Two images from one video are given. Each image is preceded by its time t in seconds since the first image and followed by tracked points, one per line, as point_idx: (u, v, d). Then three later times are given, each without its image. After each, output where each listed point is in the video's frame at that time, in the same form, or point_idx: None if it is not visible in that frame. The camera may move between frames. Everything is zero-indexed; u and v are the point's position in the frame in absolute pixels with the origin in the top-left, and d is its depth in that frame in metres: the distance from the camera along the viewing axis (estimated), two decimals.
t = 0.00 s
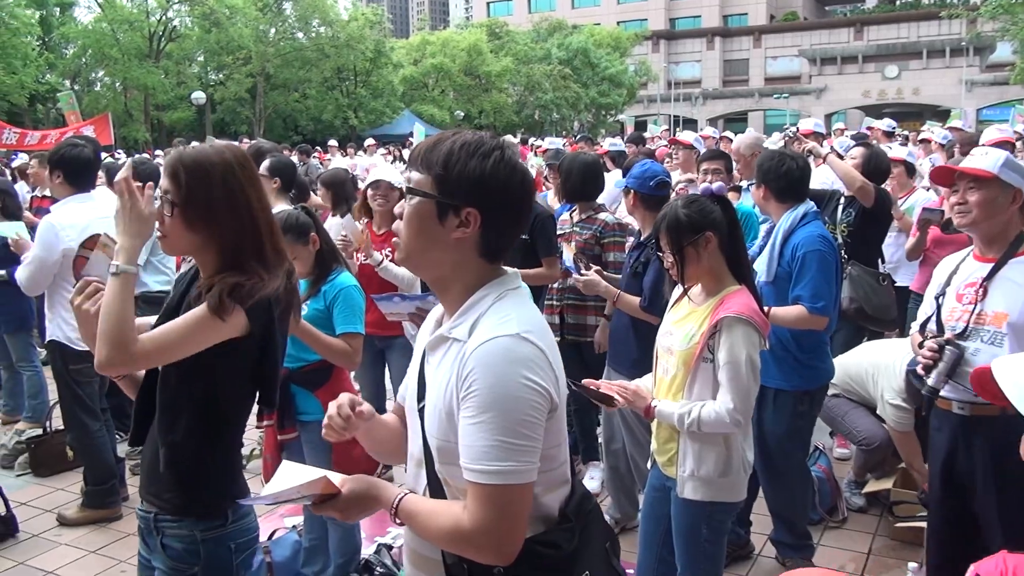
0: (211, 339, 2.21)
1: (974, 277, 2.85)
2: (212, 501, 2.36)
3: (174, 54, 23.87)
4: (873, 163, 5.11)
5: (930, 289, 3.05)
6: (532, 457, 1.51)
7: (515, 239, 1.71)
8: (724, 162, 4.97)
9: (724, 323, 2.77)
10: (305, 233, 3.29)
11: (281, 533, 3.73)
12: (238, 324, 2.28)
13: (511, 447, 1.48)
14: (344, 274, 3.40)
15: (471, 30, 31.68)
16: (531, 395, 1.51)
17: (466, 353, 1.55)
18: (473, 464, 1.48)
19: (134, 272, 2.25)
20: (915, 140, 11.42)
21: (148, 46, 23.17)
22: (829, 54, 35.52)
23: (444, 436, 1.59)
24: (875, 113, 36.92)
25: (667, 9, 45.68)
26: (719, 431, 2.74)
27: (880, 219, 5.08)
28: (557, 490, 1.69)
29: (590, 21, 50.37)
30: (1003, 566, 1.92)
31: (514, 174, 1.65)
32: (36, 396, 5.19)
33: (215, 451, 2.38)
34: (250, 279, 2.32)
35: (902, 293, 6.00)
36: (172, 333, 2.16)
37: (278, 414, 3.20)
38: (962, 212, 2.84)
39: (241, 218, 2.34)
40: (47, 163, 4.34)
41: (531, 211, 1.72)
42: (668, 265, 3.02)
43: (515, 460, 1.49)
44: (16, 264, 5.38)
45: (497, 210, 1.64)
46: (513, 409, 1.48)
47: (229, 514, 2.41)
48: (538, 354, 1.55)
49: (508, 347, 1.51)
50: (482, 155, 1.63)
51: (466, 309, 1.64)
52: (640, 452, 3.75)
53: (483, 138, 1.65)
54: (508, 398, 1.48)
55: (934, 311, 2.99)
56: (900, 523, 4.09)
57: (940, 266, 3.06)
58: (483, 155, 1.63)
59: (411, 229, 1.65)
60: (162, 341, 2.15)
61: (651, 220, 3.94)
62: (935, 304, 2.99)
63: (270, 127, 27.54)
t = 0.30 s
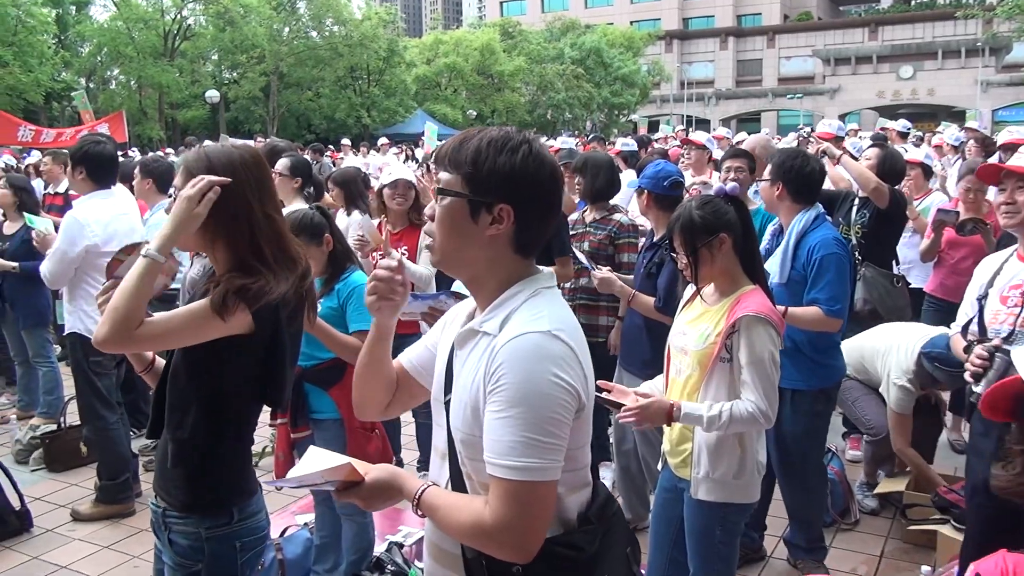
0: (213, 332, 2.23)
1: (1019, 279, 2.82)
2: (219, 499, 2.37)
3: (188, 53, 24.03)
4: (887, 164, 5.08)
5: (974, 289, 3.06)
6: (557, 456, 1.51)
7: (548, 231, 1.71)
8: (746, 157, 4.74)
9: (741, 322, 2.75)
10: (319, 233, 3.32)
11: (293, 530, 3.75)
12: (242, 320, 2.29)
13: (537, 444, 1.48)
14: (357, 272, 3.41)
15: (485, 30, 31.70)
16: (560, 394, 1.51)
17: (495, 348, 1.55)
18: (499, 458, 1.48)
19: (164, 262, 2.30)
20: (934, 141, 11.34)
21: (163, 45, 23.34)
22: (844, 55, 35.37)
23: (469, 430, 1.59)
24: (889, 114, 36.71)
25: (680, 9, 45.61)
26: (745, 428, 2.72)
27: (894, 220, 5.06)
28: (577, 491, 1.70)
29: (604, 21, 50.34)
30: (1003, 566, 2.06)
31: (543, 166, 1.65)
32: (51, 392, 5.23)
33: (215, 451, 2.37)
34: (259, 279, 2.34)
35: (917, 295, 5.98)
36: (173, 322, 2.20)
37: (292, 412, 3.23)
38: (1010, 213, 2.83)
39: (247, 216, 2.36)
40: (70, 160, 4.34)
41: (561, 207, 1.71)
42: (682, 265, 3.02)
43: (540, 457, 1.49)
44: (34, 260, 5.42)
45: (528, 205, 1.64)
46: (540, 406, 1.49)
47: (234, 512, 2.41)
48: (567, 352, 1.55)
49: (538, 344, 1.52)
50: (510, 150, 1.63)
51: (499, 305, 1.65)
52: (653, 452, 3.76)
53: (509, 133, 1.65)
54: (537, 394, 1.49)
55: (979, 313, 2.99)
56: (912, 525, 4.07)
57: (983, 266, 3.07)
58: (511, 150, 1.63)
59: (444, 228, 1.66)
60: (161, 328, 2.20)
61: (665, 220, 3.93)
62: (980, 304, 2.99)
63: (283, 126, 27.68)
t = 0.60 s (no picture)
0: (232, 346, 2.24)
1: None
2: (236, 497, 2.38)
3: (202, 52, 24.14)
4: (902, 165, 5.05)
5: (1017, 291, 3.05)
6: (570, 454, 1.51)
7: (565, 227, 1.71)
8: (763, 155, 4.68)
9: (749, 322, 2.74)
10: (332, 232, 3.32)
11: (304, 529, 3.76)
12: (258, 325, 2.28)
13: (550, 442, 1.48)
14: (369, 271, 3.42)
15: (497, 29, 31.70)
16: (575, 392, 1.51)
17: (511, 345, 1.55)
18: (513, 455, 1.48)
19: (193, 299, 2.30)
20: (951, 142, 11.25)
21: (176, 44, 23.44)
22: (857, 54, 35.18)
23: (483, 427, 1.60)
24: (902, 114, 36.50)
25: (692, 8, 45.50)
26: (756, 431, 2.72)
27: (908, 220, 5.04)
28: (591, 490, 1.70)
29: (616, 20, 50.29)
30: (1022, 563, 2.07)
31: (555, 163, 1.65)
32: (66, 390, 5.26)
33: (229, 451, 2.38)
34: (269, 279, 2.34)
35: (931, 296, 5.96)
36: (198, 349, 2.21)
37: (304, 414, 3.23)
38: None
39: (257, 214, 2.37)
40: (86, 155, 4.41)
41: (574, 204, 1.71)
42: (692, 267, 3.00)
43: (553, 454, 1.48)
44: (50, 259, 5.45)
45: (542, 204, 1.64)
46: (555, 404, 1.49)
47: (252, 510, 2.42)
48: (583, 351, 1.55)
49: (554, 342, 1.52)
50: (522, 149, 1.63)
51: (515, 302, 1.65)
52: (666, 454, 3.76)
53: (520, 132, 1.64)
54: (552, 392, 1.49)
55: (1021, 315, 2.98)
56: (925, 527, 4.06)
57: None
58: (522, 149, 1.63)
59: (463, 231, 1.67)
60: (184, 356, 2.20)
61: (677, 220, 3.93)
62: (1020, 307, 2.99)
63: (295, 125, 27.79)
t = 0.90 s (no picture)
0: (250, 357, 2.24)
1: None
2: (246, 497, 2.39)
3: (215, 52, 24.29)
4: (915, 165, 5.02)
5: None
6: (568, 445, 1.51)
7: (567, 225, 1.71)
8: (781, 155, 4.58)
9: (757, 322, 2.72)
10: (344, 231, 3.34)
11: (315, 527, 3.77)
12: (268, 332, 2.27)
13: (548, 432, 1.48)
14: (381, 271, 3.42)
15: (509, 29, 31.68)
16: (573, 383, 1.51)
17: (510, 336, 1.55)
18: (511, 446, 1.48)
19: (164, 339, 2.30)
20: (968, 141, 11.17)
21: (189, 45, 23.54)
22: (871, 54, 34.97)
23: (482, 418, 1.59)
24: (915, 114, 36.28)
25: (705, 8, 45.36)
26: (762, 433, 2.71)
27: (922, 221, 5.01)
28: (590, 486, 1.69)
29: (628, 19, 50.20)
30: None
31: (557, 162, 1.64)
32: (80, 388, 5.28)
33: (239, 451, 2.39)
34: (274, 282, 2.33)
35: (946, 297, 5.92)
36: (221, 372, 2.21)
37: (317, 412, 3.25)
38: None
39: (262, 214, 2.37)
40: (98, 153, 4.44)
41: (576, 204, 1.70)
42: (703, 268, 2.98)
43: (551, 444, 1.48)
44: (64, 257, 5.47)
45: (544, 203, 1.63)
46: (553, 393, 1.48)
47: (263, 511, 2.43)
48: (582, 343, 1.55)
49: (553, 334, 1.52)
50: (523, 148, 1.63)
51: (517, 295, 1.65)
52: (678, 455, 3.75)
53: (521, 131, 1.64)
54: (551, 382, 1.48)
55: None
56: (939, 530, 4.03)
57: None
58: (523, 148, 1.63)
59: (466, 230, 1.66)
60: (215, 380, 2.21)
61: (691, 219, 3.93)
62: None
63: (308, 125, 27.88)
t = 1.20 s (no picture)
0: (246, 354, 2.25)
1: None
2: (256, 498, 2.40)
3: (229, 53, 24.39)
4: (930, 166, 4.99)
5: None
6: (535, 438, 1.51)
7: (550, 222, 1.71)
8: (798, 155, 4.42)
9: (771, 323, 2.71)
10: (360, 231, 3.35)
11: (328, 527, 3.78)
12: (272, 331, 2.29)
13: (513, 424, 1.48)
14: (395, 272, 3.43)
15: (522, 30, 31.67)
16: (542, 377, 1.51)
17: (484, 328, 1.55)
18: (477, 435, 1.48)
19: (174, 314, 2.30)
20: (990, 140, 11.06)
21: (204, 46, 23.65)
22: (886, 54, 34.73)
23: (456, 407, 1.60)
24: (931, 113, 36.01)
25: (719, 8, 45.23)
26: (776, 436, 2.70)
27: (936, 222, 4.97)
28: (559, 483, 1.68)
29: (641, 19, 50.11)
30: None
31: (537, 161, 1.64)
32: (94, 387, 5.32)
33: (248, 452, 2.41)
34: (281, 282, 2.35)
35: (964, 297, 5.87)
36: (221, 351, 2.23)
37: (333, 413, 3.28)
38: None
39: (265, 213, 2.38)
40: (116, 154, 4.47)
41: (559, 202, 1.70)
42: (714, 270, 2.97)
43: (515, 437, 1.48)
44: (78, 257, 5.51)
45: (526, 202, 1.63)
46: (520, 385, 1.48)
47: (272, 511, 2.44)
48: (554, 338, 1.55)
49: (524, 326, 1.52)
50: (504, 148, 1.63)
51: (499, 289, 1.65)
52: (690, 458, 3.73)
53: (503, 131, 1.64)
54: (519, 375, 1.48)
55: None
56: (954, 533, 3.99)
57: None
58: (504, 148, 1.63)
59: (448, 228, 1.66)
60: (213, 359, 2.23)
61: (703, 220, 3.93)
62: None
63: (322, 126, 27.99)
